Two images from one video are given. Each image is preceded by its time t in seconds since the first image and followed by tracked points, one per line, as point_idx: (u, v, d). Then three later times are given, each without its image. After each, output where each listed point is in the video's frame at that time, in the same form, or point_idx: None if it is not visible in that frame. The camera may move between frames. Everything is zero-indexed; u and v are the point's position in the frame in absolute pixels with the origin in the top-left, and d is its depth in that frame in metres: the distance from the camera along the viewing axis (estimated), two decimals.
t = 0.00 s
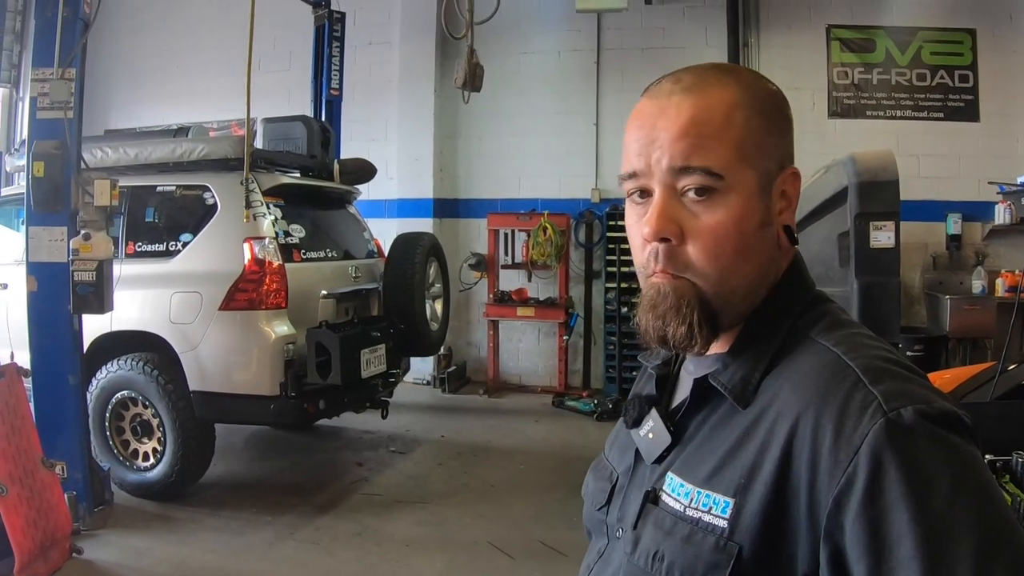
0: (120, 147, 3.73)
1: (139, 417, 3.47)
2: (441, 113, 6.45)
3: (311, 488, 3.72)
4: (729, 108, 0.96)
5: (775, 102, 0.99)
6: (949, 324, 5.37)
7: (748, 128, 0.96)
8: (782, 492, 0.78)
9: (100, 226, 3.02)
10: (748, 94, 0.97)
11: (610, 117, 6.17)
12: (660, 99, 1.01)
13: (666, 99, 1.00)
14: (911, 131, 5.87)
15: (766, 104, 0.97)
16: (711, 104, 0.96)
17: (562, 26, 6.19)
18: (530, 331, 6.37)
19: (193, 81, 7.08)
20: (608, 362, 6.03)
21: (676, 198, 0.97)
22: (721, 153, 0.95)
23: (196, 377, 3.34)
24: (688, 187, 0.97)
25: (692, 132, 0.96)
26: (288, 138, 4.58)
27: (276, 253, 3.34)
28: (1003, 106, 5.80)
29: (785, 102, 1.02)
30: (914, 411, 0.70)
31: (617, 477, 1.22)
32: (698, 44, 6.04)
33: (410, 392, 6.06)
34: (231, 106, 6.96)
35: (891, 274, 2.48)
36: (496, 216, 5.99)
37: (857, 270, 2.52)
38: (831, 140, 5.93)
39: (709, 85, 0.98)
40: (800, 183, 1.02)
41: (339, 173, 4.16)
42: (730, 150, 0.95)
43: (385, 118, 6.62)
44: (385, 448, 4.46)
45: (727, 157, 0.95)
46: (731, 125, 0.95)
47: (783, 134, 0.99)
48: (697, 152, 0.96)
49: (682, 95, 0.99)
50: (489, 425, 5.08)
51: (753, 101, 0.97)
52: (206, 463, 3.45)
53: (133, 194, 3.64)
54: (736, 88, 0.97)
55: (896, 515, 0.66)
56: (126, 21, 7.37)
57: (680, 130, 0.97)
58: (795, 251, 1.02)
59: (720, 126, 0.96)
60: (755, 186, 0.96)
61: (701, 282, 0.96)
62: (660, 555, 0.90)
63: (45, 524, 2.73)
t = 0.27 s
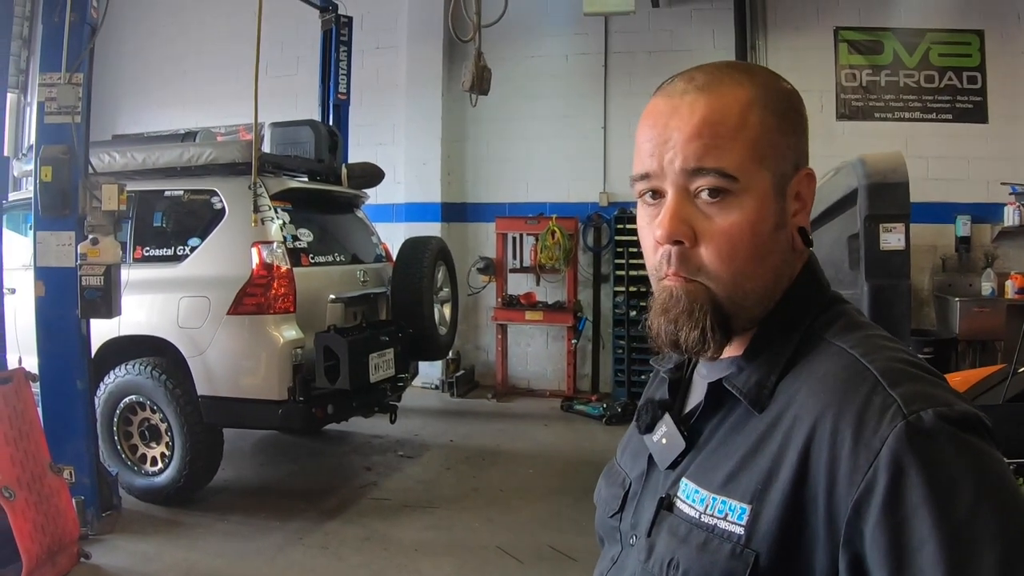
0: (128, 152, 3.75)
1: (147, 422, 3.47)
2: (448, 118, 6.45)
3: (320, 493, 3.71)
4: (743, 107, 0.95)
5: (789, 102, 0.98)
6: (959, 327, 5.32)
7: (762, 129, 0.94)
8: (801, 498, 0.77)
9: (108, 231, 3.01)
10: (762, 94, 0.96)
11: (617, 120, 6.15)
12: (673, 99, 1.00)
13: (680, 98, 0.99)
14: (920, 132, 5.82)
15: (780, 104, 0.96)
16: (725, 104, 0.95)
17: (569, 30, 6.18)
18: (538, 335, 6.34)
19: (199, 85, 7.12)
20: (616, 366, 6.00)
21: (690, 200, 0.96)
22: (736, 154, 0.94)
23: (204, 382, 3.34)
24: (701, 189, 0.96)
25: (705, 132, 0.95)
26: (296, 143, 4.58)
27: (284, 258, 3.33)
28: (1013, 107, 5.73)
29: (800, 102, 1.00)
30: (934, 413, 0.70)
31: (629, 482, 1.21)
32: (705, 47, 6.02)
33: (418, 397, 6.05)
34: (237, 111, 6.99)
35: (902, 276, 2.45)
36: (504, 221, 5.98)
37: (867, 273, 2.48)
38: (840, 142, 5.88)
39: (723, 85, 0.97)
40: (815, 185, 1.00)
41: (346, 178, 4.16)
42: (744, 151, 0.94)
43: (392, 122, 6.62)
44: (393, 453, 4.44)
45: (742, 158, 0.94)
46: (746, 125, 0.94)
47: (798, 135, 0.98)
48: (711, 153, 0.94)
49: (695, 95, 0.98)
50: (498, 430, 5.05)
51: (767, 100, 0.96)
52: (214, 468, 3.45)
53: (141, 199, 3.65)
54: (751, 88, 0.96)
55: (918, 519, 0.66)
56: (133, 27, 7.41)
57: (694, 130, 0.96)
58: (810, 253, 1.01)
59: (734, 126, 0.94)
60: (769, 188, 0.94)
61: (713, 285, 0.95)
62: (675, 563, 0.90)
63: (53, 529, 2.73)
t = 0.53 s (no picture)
0: (132, 152, 3.75)
1: (151, 422, 3.47)
2: (451, 118, 6.44)
3: (325, 493, 3.71)
4: (754, 106, 0.93)
5: (800, 99, 0.96)
6: (963, 327, 5.28)
7: (774, 127, 0.93)
8: (813, 499, 0.76)
9: (112, 232, 3.01)
10: (773, 92, 0.94)
11: (622, 120, 6.14)
12: (683, 99, 0.99)
13: (690, 96, 0.98)
14: (925, 132, 5.78)
15: (792, 102, 0.95)
16: (736, 102, 0.94)
17: (573, 30, 6.17)
18: (542, 335, 6.33)
19: (203, 86, 7.13)
20: (621, 366, 5.98)
21: (700, 200, 0.95)
22: (747, 153, 0.93)
23: (208, 382, 3.34)
24: (712, 189, 0.95)
25: (716, 131, 0.94)
26: (300, 144, 4.58)
27: (289, 258, 3.33)
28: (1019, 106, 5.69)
29: (811, 99, 0.99)
30: (948, 413, 0.69)
31: (637, 484, 1.19)
32: (709, 47, 6.00)
33: (423, 397, 6.04)
34: (240, 112, 7.00)
35: (908, 276, 2.43)
36: (509, 221, 5.97)
37: (873, 272, 2.47)
38: (844, 141, 5.85)
39: (733, 83, 0.96)
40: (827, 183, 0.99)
41: (351, 179, 4.16)
42: (756, 150, 0.93)
43: (396, 123, 6.62)
44: (398, 453, 4.44)
45: (753, 157, 0.92)
46: (757, 124, 0.93)
47: (810, 132, 0.97)
48: (722, 153, 0.93)
49: (706, 93, 0.96)
50: (502, 431, 5.04)
51: (778, 98, 0.94)
52: (219, 469, 3.45)
53: (145, 200, 3.66)
54: (762, 85, 0.95)
55: (933, 520, 0.65)
56: (137, 28, 7.44)
57: (705, 130, 0.95)
58: (822, 253, 0.99)
59: (745, 125, 0.93)
60: (781, 187, 0.93)
61: (726, 286, 0.94)
62: (686, 565, 0.89)
63: (58, 530, 2.73)
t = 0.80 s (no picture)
0: (132, 150, 3.75)
1: (151, 420, 3.47)
2: (451, 116, 6.43)
3: (325, 492, 3.71)
4: (758, 105, 0.93)
5: (804, 98, 0.96)
6: (963, 326, 5.28)
7: (778, 126, 0.93)
8: (819, 499, 0.76)
9: (112, 229, 3.02)
10: (777, 91, 0.94)
11: (622, 119, 6.13)
12: (687, 98, 0.98)
13: (694, 95, 0.98)
14: (926, 131, 5.77)
15: (796, 101, 0.95)
16: (740, 101, 0.94)
17: (573, 28, 6.16)
18: (542, 334, 6.33)
19: (203, 84, 7.13)
20: (621, 365, 5.98)
21: (704, 199, 0.95)
22: (751, 152, 0.92)
23: (208, 380, 3.33)
24: (716, 188, 0.94)
25: (720, 130, 0.94)
26: (300, 141, 4.57)
27: (289, 256, 3.33)
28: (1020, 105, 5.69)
29: (816, 98, 0.99)
30: (955, 413, 0.69)
31: (642, 483, 1.19)
32: (709, 46, 5.99)
33: (423, 395, 6.04)
34: (241, 109, 6.99)
35: (909, 276, 2.43)
36: (509, 219, 5.96)
37: (874, 272, 2.46)
38: (845, 140, 5.84)
39: (737, 82, 0.95)
40: (831, 182, 0.99)
41: (351, 177, 4.15)
42: (760, 149, 0.92)
43: (396, 121, 6.62)
44: (398, 452, 4.44)
45: (757, 156, 0.92)
46: (761, 122, 0.93)
47: (814, 132, 0.96)
48: (726, 151, 0.93)
49: (710, 92, 0.96)
50: (502, 429, 5.05)
51: (782, 97, 0.94)
52: (219, 467, 3.45)
53: (145, 197, 3.65)
54: (766, 84, 0.94)
55: (939, 519, 0.65)
56: (137, 25, 7.43)
57: (709, 129, 0.95)
58: (826, 252, 0.99)
59: (749, 123, 0.93)
60: (785, 186, 0.93)
61: (729, 285, 0.94)
62: (691, 564, 0.89)
63: (57, 529, 2.73)
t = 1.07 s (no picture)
0: (131, 144, 3.74)
1: (150, 415, 3.46)
2: (450, 112, 6.41)
3: (323, 486, 3.71)
4: (763, 97, 0.93)
5: (809, 91, 0.95)
6: (961, 323, 5.28)
7: (782, 119, 0.92)
8: (827, 492, 0.76)
9: (111, 223, 3.01)
10: (782, 84, 0.93)
11: (622, 114, 6.12)
12: (692, 90, 0.98)
13: (698, 88, 0.98)
14: (925, 128, 5.76)
15: (800, 94, 0.94)
16: (745, 94, 0.93)
17: (572, 24, 6.14)
18: (541, 329, 6.33)
19: (201, 78, 7.10)
20: (620, 360, 5.98)
21: (708, 192, 0.95)
22: (756, 144, 0.92)
23: (207, 374, 3.33)
24: (720, 181, 0.94)
25: (724, 123, 0.93)
26: (299, 135, 4.56)
27: (288, 250, 3.32)
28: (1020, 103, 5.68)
29: (822, 91, 0.98)
30: (964, 406, 0.69)
31: (647, 476, 1.19)
32: (709, 42, 5.97)
33: (422, 390, 6.05)
34: (238, 104, 6.97)
35: (909, 272, 2.43)
36: (507, 214, 5.94)
37: (873, 268, 2.47)
38: (844, 137, 5.83)
39: (742, 74, 0.95)
40: (837, 175, 0.98)
41: (350, 171, 4.14)
42: (764, 142, 0.92)
43: (394, 116, 6.60)
44: (396, 446, 4.44)
45: (762, 149, 0.92)
46: (765, 115, 0.92)
47: (819, 124, 0.96)
48: (730, 144, 0.93)
49: (714, 85, 0.96)
50: (501, 424, 5.05)
51: (787, 89, 0.93)
52: (218, 461, 3.44)
53: (144, 191, 3.64)
54: (770, 76, 0.94)
55: (948, 512, 0.65)
56: (135, 19, 7.39)
57: (713, 121, 0.94)
58: (832, 246, 0.98)
59: (753, 115, 0.92)
60: (790, 179, 0.92)
61: (734, 277, 0.93)
62: (698, 557, 0.89)
63: (56, 523, 2.73)
